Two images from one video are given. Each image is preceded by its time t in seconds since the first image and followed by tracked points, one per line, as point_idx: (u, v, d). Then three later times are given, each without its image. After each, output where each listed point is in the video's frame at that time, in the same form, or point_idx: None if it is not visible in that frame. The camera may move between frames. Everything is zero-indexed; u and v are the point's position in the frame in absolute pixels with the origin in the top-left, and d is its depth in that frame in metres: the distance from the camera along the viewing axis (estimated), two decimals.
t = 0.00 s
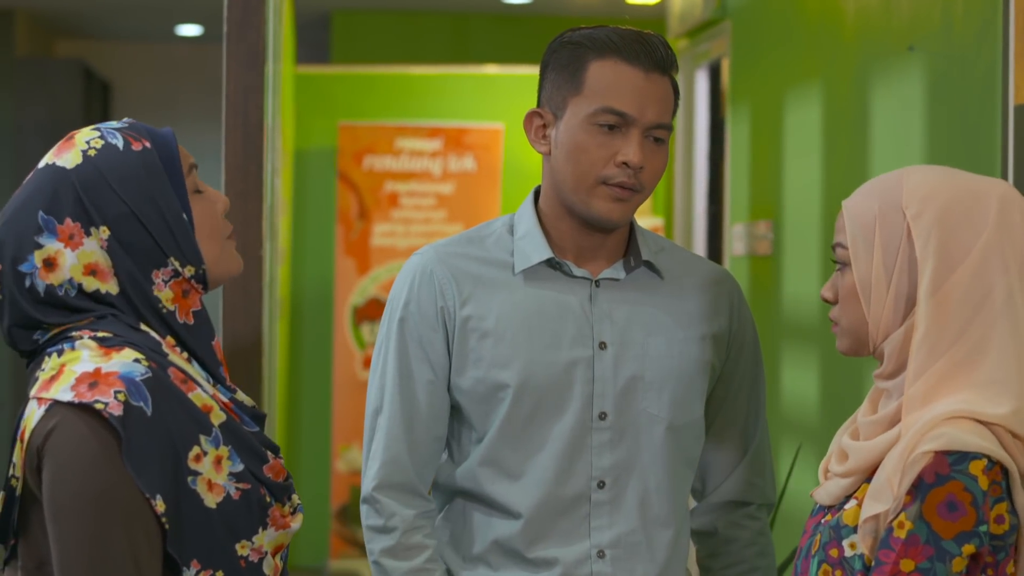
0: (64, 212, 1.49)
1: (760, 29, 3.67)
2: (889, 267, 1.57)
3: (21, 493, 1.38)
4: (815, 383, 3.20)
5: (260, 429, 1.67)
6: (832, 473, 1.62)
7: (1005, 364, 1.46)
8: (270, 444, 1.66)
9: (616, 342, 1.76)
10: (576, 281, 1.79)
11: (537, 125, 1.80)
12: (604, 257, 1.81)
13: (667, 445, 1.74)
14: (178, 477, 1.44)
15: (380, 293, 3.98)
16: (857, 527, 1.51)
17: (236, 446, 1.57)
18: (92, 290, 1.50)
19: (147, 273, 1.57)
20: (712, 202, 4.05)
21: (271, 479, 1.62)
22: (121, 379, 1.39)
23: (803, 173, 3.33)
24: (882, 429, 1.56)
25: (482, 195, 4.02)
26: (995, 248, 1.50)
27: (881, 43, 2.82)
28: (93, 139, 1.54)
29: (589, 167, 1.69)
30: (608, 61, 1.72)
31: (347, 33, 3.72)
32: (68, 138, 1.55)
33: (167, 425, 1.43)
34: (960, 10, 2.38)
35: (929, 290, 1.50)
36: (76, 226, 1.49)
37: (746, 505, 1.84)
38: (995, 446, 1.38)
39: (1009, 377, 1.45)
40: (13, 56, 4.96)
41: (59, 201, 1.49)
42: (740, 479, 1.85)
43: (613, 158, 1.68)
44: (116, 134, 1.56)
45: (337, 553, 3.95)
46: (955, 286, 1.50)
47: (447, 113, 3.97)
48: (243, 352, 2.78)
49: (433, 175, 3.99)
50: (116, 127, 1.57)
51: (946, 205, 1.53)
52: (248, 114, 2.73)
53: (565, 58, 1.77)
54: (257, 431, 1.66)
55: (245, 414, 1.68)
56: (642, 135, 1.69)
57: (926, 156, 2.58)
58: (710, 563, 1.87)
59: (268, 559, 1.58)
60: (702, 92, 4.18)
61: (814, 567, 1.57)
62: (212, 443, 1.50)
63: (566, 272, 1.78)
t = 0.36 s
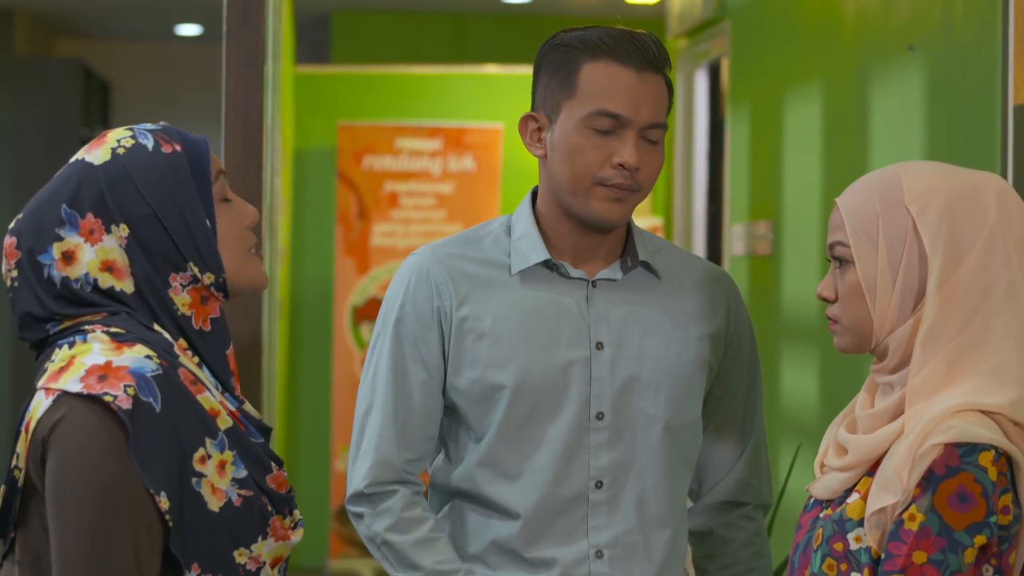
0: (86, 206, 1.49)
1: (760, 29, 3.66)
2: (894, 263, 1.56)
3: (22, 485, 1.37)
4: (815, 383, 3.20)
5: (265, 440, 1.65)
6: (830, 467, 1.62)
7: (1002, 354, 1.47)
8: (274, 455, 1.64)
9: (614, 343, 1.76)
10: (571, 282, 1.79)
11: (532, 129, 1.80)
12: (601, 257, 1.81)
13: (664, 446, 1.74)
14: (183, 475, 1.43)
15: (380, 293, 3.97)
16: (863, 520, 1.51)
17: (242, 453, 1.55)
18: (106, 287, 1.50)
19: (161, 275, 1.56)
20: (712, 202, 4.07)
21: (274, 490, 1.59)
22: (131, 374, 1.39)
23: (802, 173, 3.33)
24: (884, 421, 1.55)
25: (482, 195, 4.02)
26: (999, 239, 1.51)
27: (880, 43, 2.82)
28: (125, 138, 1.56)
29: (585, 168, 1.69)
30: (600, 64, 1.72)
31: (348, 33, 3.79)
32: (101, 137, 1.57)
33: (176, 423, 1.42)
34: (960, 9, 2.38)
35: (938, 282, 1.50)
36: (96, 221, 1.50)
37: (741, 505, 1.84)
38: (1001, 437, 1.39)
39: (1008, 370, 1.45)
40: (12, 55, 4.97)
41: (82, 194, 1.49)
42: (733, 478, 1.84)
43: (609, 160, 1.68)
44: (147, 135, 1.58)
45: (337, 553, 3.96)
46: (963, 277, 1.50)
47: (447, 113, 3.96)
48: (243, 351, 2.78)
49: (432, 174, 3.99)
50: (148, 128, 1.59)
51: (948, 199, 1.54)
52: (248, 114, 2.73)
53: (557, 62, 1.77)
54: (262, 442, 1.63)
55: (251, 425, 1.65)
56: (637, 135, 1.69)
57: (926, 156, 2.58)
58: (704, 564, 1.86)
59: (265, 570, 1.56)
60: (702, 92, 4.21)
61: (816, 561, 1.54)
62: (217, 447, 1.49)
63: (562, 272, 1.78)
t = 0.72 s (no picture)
0: (133, 178, 1.43)
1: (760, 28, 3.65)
2: (890, 262, 1.55)
3: (11, 492, 1.31)
4: (814, 383, 3.20)
5: (255, 440, 1.54)
6: (824, 461, 1.61)
7: (993, 346, 1.46)
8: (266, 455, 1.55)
9: (604, 338, 1.72)
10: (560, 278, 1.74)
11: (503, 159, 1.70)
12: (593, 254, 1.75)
13: (656, 442, 1.68)
14: (169, 479, 1.35)
15: (379, 293, 3.97)
16: (857, 513, 1.49)
17: (229, 452, 1.46)
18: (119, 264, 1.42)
19: (161, 284, 1.45)
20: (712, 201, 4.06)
21: (266, 489, 1.50)
22: (115, 376, 1.30)
23: (802, 173, 3.32)
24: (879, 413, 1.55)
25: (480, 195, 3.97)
26: (991, 234, 1.52)
27: (880, 43, 2.82)
28: (206, 143, 1.50)
29: (559, 198, 1.60)
30: (548, 89, 1.59)
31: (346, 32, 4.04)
32: (190, 129, 1.52)
33: (162, 429, 1.34)
34: (959, 9, 2.38)
35: (933, 279, 1.50)
36: (135, 198, 1.43)
37: (743, 504, 1.76)
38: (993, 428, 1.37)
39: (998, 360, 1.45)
40: (12, 55, 4.95)
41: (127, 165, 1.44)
42: (732, 476, 1.75)
43: (580, 183, 1.58)
44: (225, 154, 1.51)
45: (336, 553, 4.02)
46: (960, 271, 1.50)
47: (445, 113, 3.93)
48: (241, 351, 2.75)
49: (431, 175, 3.95)
50: (230, 148, 1.52)
51: (941, 195, 1.54)
52: (247, 114, 2.72)
53: (506, 93, 1.65)
54: (253, 442, 1.53)
55: (241, 425, 1.54)
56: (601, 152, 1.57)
57: (926, 156, 2.57)
58: (709, 570, 1.77)
59: (259, 569, 1.48)
60: (701, 92, 4.23)
61: (813, 555, 1.53)
62: (205, 447, 1.41)
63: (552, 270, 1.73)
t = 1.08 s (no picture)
0: (150, 183, 1.43)
1: (760, 29, 3.65)
2: (887, 262, 1.55)
3: (16, 491, 1.30)
4: (814, 383, 3.20)
5: (260, 447, 1.53)
6: (819, 458, 1.61)
7: (987, 340, 1.46)
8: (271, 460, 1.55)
9: (603, 334, 1.72)
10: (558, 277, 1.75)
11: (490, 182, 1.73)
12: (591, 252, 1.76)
13: (653, 438, 1.69)
14: (176, 481, 1.35)
15: (379, 293, 3.96)
16: (852, 508, 1.49)
17: (236, 456, 1.46)
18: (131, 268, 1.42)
19: (173, 289, 1.45)
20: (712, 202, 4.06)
21: (270, 493, 1.50)
22: (124, 379, 1.30)
23: (802, 173, 3.32)
24: (875, 407, 1.55)
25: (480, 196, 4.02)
26: (985, 228, 1.52)
27: (880, 43, 2.82)
28: (224, 151, 1.50)
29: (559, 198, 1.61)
30: (528, 129, 1.59)
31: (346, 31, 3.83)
32: (209, 136, 1.53)
33: (169, 431, 1.34)
34: (959, 9, 2.38)
35: (931, 276, 1.50)
36: (151, 202, 1.43)
37: (743, 496, 1.76)
38: (986, 420, 1.37)
39: (993, 352, 1.45)
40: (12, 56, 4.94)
41: (144, 172, 1.44)
42: (732, 470, 1.76)
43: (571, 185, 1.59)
44: (243, 162, 1.51)
45: (337, 553, 4.02)
46: (955, 266, 1.50)
47: (445, 113, 3.94)
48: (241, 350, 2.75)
49: (432, 175, 3.98)
50: (248, 157, 1.53)
51: (934, 193, 1.54)
52: (247, 113, 2.72)
53: (485, 132, 1.66)
54: (258, 449, 1.52)
55: (246, 431, 1.53)
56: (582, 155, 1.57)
57: (926, 156, 2.57)
58: (710, 563, 1.78)
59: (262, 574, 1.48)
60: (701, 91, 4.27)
61: (809, 551, 1.53)
62: (212, 451, 1.41)
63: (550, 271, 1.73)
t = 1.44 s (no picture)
0: (139, 185, 1.42)
1: (760, 29, 3.65)
2: (887, 261, 1.55)
3: (22, 493, 1.30)
4: (814, 383, 3.20)
5: (266, 446, 1.54)
6: (819, 458, 1.61)
7: (986, 339, 1.47)
8: (277, 460, 1.55)
9: (604, 334, 1.72)
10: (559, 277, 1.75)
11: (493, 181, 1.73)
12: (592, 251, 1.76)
13: (653, 437, 1.69)
14: (182, 482, 1.35)
15: (379, 293, 3.96)
16: (853, 508, 1.49)
17: (241, 455, 1.46)
18: (133, 271, 1.42)
19: (179, 285, 1.46)
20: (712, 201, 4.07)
21: (276, 492, 1.50)
22: (131, 380, 1.30)
23: (802, 173, 3.32)
24: (874, 407, 1.56)
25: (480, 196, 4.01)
26: (984, 227, 1.52)
27: (880, 43, 2.82)
28: (202, 139, 1.49)
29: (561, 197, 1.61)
30: (532, 127, 1.60)
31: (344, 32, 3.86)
32: (185, 126, 1.51)
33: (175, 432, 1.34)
34: (959, 10, 2.38)
35: (930, 275, 1.50)
36: (143, 204, 1.42)
37: (742, 496, 1.76)
38: (985, 418, 1.37)
39: (992, 350, 1.46)
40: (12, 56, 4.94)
41: (132, 173, 1.42)
42: (731, 469, 1.76)
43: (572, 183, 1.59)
44: (224, 147, 1.51)
45: (336, 553, 4.01)
46: (955, 266, 1.50)
47: (446, 113, 3.94)
48: (241, 350, 2.75)
49: (432, 175, 3.97)
50: (226, 141, 1.52)
51: (933, 192, 1.54)
52: (247, 114, 2.72)
53: (487, 131, 1.66)
54: (264, 447, 1.53)
55: (252, 430, 1.54)
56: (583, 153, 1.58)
57: (926, 156, 2.57)
58: (708, 563, 1.78)
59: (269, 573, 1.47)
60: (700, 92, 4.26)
61: (810, 552, 1.53)
62: (218, 451, 1.41)
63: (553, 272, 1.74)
